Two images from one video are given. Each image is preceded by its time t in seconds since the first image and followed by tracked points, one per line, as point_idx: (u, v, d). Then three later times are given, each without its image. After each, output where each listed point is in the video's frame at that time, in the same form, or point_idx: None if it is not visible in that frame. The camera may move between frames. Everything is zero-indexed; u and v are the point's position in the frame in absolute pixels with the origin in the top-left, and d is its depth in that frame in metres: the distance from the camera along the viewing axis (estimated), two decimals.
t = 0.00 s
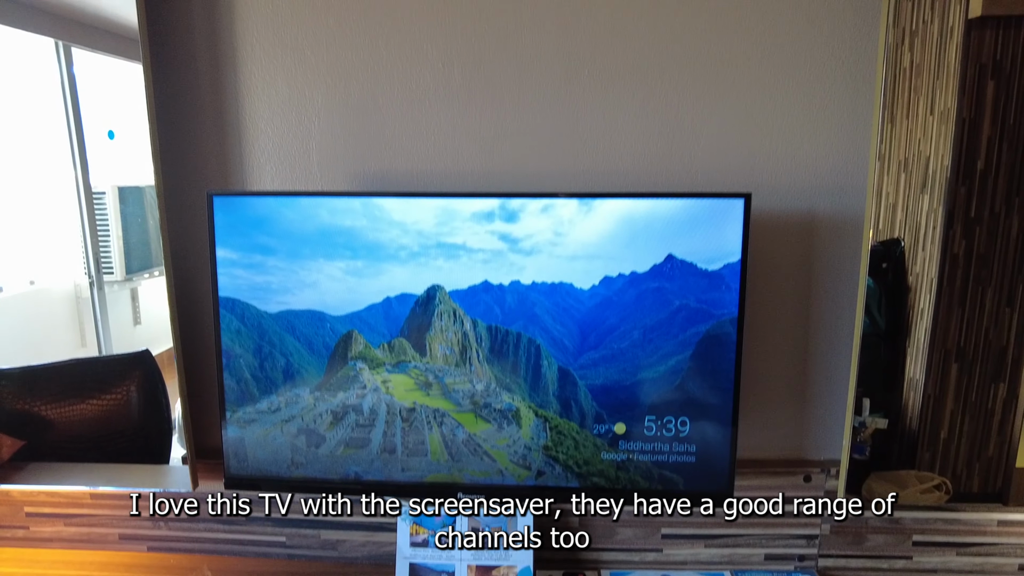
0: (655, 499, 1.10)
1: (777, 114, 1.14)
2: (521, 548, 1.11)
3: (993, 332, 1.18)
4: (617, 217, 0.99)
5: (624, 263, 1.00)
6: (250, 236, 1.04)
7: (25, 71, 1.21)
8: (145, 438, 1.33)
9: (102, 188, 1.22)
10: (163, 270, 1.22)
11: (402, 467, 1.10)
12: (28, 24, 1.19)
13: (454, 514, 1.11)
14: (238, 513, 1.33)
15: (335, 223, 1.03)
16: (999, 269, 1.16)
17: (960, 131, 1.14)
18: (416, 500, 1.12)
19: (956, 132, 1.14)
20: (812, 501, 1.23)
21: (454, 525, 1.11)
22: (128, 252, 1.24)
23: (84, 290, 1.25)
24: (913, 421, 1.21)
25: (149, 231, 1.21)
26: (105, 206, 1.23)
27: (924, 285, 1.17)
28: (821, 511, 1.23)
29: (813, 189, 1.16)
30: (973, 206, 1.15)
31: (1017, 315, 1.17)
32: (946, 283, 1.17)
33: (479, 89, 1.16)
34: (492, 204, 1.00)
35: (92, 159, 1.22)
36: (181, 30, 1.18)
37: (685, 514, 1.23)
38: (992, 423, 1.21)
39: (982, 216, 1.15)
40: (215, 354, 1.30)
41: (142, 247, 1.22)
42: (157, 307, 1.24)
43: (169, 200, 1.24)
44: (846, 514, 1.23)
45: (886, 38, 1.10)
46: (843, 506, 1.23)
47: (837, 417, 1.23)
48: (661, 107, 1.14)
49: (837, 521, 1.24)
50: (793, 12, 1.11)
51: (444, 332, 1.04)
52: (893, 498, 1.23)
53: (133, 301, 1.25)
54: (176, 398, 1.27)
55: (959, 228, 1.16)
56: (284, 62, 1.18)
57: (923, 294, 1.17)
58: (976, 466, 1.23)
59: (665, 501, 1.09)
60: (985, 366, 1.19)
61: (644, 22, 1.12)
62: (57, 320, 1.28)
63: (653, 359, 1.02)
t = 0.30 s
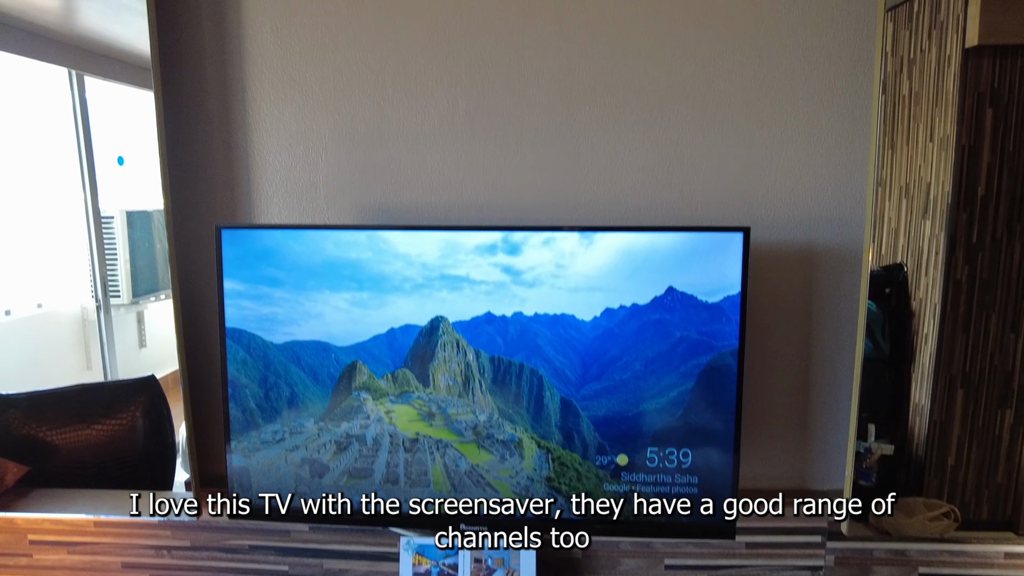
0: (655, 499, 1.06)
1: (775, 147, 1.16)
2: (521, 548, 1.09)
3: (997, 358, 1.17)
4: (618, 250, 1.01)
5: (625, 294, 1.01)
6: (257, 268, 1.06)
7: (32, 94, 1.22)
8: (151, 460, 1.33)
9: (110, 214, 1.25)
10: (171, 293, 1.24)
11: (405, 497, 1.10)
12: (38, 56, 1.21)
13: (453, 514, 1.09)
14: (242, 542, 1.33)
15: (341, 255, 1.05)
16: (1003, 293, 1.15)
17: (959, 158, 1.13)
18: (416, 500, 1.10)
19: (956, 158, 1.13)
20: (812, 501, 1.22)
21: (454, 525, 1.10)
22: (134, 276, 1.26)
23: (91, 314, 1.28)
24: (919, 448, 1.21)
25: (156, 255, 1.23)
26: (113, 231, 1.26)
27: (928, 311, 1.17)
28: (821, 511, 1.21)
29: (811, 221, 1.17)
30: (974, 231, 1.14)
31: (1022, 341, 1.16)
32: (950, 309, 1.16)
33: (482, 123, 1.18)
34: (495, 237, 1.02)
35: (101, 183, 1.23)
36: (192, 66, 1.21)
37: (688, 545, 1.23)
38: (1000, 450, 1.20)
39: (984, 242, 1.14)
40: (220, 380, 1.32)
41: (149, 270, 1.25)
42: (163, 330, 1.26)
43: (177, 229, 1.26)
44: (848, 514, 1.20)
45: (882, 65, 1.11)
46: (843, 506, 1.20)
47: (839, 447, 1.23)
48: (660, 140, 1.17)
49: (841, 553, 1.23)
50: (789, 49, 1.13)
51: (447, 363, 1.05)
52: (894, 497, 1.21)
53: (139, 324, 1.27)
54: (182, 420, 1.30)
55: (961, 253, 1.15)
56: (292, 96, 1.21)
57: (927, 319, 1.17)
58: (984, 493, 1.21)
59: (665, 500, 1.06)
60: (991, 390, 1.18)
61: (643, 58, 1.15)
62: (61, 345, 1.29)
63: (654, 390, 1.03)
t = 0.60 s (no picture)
0: (655, 499, 1.05)
1: (783, 179, 1.17)
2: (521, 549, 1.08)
3: (1010, 386, 1.17)
4: (629, 284, 1.02)
5: (637, 328, 1.02)
6: (273, 301, 1.08)
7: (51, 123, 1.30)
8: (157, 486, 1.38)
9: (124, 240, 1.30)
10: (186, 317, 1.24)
11: (417, 531, 1.10)
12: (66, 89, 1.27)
13: (453, 514, 1.09)
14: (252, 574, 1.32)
15: (356, 289, 1.06)
16: (1013, 321, 1.16)
17: (968, 183, 1.14)
18: (416, 500, 1.09)
19: (965, 185, 1.13)
20: (812, 501, 1.23)
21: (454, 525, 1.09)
22: (145, 301, 1.29)
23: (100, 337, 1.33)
24: (932, 477, 1.21)
25: (167, 281, 1.24)
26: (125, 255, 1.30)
27: (939, 338, 1.17)
28: (821, 511, 1.22)
29: (821, 253, 1.18)
30: (984, 257, 1.15)
31: None
32: (961, 335, 1.17)
33: (494, 157, 1.20)
34: (507, 271, 1.03)
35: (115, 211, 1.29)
36: (210, 102, 1.25)
37: None
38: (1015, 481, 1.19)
39: (993, 267, 1.15)
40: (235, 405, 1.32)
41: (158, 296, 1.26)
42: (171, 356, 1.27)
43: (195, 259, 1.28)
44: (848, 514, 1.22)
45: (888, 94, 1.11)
46: (843, 506, 1.22)
47: (853, 479, 1.23)
48: (670, 174, 1.18)
49: None
50: (796, 83, 1.15)
51: (460, 396, 1.06)
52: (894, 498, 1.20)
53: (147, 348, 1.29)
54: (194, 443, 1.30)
55: (970, 280, 1.15)
56: (308, 131, 1.23)
57: (938, 347, 1.17)
58: (1000, 525, 1.20)
59: (665, 500, 1.05)
60: (1005, 421, 1.18)
61: (652, 94, 1.17)
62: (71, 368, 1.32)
63: (667, 424, 1.03)
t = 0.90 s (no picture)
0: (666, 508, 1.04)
1: (808, 208, 1.18)
2: (521, 549, 1.07)
3: None
4: (658, 314, 1.02)
5: (666, 359, 1.02)
6: (303, 330, 1.09)
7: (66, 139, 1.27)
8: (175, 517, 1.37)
9: (140, 264, 1.27)
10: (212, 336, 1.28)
11: (444, 562, 1.09)
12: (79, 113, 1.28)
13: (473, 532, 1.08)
14: None
15: (385, 318, 1.07)
16: None
17: (984, 210, 1.08)
18: (416, 500, 1.09)
19: (980, 211, 1.08)
20: (812, 501, 1.21)
21: (454, 525, 1.09)
22: (160, 326, 1.27)
23: (115, 361, 1.29)
24: (955, 507, 1.15)
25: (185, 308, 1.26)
26: (141, 280, 1.27)
27: (957, 364, 1.12)
28: (821, 511, 1.21)
29: (846, 284, 1.19)
30: (1003, 284, 1.08)
31: None
32: (980, 363, 1.10)
33: (520, 186, 1.22)
34: (535, 301, 1.04)
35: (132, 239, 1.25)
36: (242, 134, 1.29)
37: None
38: None
39: (1014, 294, 1.08)
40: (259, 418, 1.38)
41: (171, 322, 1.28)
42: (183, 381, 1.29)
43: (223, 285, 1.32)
44: (848, 513, 1.20)
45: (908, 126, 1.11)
46: (843, 506, 1.20)
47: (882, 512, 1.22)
48: (694, 204, 1.19)
49: None
50: (819, 113, 1.17)
51: (488, 426, 1.06)
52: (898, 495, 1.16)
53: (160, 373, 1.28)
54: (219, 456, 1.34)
55: (988, 308, 1.09)
56: (336, 161, 1.26)
57: (957, 373, 1.12)
58: None
59: (665, 500, 1.04)
60: None
61: (676, 124, 1.19)
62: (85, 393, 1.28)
63: (697, 456, 1.03)
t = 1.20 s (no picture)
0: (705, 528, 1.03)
1: (844, 224, 1.18)
2: (521, 549, 1.06)
3: None
4: (696, 331, 1.02)
5: (704, 377, 1.02)
6: (340, 346, 1.10)
7: (84, 148, 1.28)
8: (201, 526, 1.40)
9: (161, 278, 1.31)
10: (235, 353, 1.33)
11: None
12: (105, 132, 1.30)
13: (510, 550, 1.07)
14: None
15: (422, 334, 1.08)
16: None
17: (1011, 229, 1.11)
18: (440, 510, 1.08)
19: (1007, 229, 1.11)
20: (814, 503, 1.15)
21: (453, 524, 1.08)
22: (180, 340, 1.31)
23: (136, 376, 1.31)
24: (987, 529, 1.14)
25: (203, 321, 1.30)
26: (162, 295, 1.32)
27: (986, 385, 1.13)
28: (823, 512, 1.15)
29: (883, 302, 1.17)
30: None
31: None
32: (1009, 381, 1.12)
33: (555, 202, 1.23)
34: (572, 317, 1.04)
35: (156, 254, 1.30)
36: (280, 153, 1.32)
37: None
38: None
39: None
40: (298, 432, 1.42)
41: (193, 336, 1.31)
42: (200, 393, 1.31)
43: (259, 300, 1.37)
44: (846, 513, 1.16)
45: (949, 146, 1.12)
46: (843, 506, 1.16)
47: (922, 536, 1.19)
48: (729, 221, 1.19)
49: None
50: (854, 129, 1.17)
51: (524, 443, 1.06)
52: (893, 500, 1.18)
53: (179, 388, 1.31)
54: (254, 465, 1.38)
55: (1017, 326, 1.12)
56: (372, 179, 1.29)
57: (986, 394, 1.13)
58: None
59: (664, 500, 1.03)
60: None
61: (711, 140, 1.19)
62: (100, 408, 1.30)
63: (736, 475, 1.02)
